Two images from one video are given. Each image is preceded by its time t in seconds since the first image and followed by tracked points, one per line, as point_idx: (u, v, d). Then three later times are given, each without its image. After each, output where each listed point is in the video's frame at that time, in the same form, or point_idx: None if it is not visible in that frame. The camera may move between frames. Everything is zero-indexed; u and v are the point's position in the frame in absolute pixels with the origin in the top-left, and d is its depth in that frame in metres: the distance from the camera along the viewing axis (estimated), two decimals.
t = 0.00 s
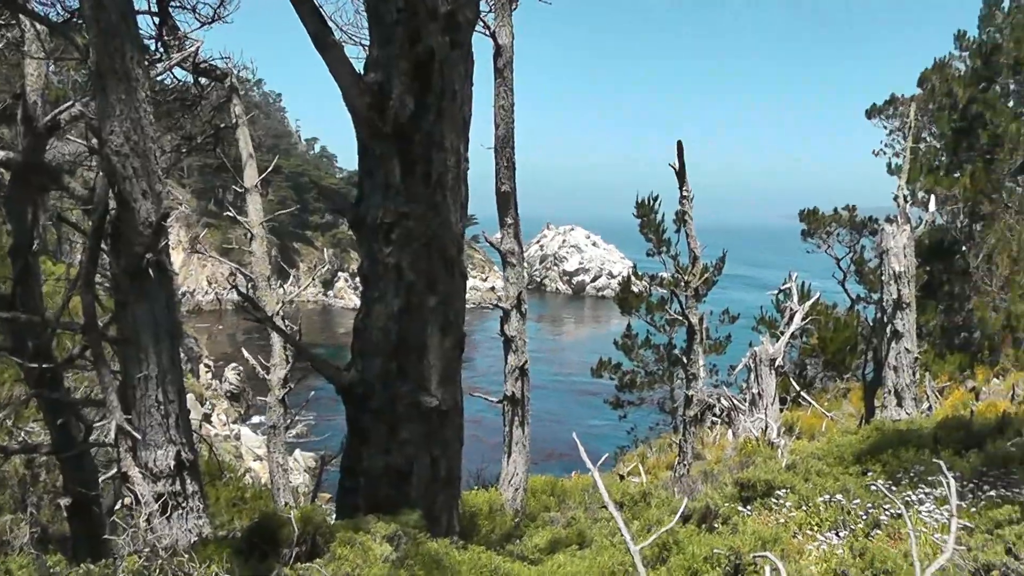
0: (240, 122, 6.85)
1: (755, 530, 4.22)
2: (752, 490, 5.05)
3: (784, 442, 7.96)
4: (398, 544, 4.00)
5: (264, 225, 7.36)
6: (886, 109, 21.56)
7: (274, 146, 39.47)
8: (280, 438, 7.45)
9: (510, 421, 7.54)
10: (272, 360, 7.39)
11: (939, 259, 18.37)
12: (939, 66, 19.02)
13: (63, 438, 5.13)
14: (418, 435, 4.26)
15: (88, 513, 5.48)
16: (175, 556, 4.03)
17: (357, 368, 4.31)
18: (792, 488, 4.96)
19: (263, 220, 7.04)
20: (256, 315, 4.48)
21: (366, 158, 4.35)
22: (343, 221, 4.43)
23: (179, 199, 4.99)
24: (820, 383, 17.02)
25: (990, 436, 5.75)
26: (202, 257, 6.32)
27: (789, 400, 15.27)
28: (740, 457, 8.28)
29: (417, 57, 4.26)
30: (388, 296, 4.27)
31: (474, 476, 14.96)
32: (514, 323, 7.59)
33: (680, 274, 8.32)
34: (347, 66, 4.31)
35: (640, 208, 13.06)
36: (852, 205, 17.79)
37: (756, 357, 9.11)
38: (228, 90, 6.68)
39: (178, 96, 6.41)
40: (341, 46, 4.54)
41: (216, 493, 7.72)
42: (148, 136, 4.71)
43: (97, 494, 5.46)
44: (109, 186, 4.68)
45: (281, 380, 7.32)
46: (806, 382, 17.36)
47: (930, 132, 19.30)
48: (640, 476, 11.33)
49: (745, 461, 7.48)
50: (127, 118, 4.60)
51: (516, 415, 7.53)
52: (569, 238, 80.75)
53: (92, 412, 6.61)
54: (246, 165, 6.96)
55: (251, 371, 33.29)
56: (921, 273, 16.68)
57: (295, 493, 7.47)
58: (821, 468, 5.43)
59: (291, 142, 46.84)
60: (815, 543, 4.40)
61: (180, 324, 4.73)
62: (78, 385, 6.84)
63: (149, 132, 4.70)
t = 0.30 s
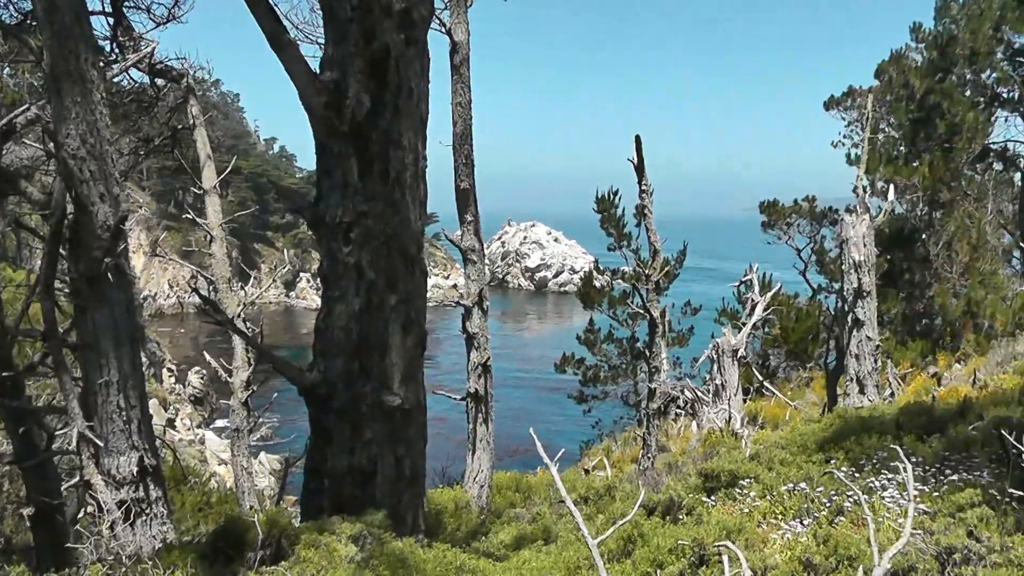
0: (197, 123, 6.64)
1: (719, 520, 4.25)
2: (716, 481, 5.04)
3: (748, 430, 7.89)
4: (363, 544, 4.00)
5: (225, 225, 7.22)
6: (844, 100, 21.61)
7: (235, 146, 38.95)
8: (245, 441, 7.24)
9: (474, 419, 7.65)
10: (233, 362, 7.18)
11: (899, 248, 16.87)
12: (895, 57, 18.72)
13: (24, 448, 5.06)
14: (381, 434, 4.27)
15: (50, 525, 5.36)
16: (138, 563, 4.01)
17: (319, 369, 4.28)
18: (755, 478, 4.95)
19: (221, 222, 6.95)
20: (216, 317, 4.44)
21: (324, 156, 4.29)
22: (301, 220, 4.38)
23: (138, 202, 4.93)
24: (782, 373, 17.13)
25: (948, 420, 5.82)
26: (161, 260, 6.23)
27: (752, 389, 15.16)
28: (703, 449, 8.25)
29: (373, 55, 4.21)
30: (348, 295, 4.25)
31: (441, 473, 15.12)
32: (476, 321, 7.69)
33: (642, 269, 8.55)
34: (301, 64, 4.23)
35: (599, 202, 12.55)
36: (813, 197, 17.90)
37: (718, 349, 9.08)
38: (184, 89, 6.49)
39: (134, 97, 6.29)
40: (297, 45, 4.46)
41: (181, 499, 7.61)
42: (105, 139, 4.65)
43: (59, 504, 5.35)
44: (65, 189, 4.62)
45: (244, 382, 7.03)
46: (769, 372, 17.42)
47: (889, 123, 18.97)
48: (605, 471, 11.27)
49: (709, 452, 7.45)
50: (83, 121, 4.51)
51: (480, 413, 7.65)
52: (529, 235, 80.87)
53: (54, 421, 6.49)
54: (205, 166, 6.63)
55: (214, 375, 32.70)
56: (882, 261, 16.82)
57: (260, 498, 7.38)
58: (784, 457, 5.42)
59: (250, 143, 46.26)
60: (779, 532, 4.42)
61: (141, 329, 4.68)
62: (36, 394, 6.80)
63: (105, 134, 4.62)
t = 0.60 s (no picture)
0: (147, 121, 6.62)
1: (675, 513, 4.27)
2: (671, 475, 5.09)
3: (704, 427, 7.86)
4: (318, 545, 4.02)
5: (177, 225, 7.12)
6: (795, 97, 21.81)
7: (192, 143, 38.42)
8: (199, 443, 7.17)
9: (430, 417, 7.67)
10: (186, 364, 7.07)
11: (853, 243, 18.17)
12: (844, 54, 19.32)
13: None
14: (336, 433, 4.29)
15: None
16: (92, 571, 3.99)
17: (273, 369, 4.26)
18: (711, 471, 5.01)
19: (173, 220, 6.86)
20: (169, 318, 4.40)
21: (275, 153, 4.20)
22: (253, 217, 4.30)
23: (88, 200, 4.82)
24: (739, 367, 17.37)
25: (900, 410, 5.87)
26: (117, 259, 6.12)
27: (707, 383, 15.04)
28: (658, 442, 8.37)
29: (325, 51, 4.13)
30: (302, 295, 4.21)
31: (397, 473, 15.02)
32: (430, 318, 7.67)
33: (596, 265, 8.53)
34: (251, 59, 4.12)
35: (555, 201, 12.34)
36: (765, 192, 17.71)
37: (673, 344, 9.52)
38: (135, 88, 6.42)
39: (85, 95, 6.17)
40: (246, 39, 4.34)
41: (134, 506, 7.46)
42: (55, 137, 4.52)
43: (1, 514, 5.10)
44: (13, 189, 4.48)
45: (198, 384, 6.94)
46: (724, 367, 17.63)
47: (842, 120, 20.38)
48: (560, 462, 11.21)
49: (664, 446, 7.54)
50: (33, 119, 4.36)
51: (435, 411, 7.67)
52: (488, 230, 81.45)
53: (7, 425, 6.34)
54: (155, 164, 6.61)
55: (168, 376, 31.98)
56: (835, 256, 16.99)
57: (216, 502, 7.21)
58: (738, 449, 5.49)
59: (204, 141, 45.75)
60: (735, 525, 4.46)
61: (93, 331, 4.64)
62: None
63: (56, 132, 4.51)
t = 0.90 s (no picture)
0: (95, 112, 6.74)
1: (622, 508, 4.28)
2: (619, 469, 5.16)
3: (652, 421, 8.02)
4: (266, 544, 4.02)
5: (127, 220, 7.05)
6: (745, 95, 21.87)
7: (142, 137, 37.72)
8: (148, 443, 7.08)
9: (379, 414, 7.70)
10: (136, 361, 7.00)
11: (802, 240, 18.70)
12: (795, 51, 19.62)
13: None
14: (286, 432, 4.29)
15: None
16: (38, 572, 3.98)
17: (221, 367, 4.23)
18: (659, 465, 5.09)
19: (123, 216, 6.79)
20: (117, 315, 4.36)
21: (223, 148, 4.14)
22: (201, 212, 4.25)
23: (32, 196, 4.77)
24: (687, 363, 17.64)
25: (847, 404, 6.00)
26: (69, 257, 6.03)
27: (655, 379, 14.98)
28: (608, 437, 8.48)
29: (273, 45, 4.06)
30: (250, 291, 4.18)
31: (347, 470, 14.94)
32: (380, 315, 7.60)
33: (546, 260, 8.51)
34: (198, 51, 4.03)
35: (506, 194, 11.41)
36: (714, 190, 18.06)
37: (623, 340, 9.46)
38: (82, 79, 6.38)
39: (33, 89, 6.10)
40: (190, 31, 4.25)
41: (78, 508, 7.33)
42: None
43: None
44: None
45: (148, 381, 6.87)
46: (674, 363, 17.81)
47: (790, 118, 20.87)
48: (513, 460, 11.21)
49: (613, 442, 7.60)
50: None
51: (385, 408, 7.69)
52: (437, 227, 81.44)
53: None
54: (104, 158, 6.57)
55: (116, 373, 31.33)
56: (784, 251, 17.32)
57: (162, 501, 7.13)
58: (687, 444, 5.54)
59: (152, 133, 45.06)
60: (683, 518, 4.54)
61: (40, 328, 4.61)
62: None
63: None
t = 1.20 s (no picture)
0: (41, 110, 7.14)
1: (573, 504, 4.35)
2: (570, 465, 5.30)
3: (603, 417, 8.19)
4: (216, 546, 3.98)
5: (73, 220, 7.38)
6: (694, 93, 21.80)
7: (90, 136, 36.93)
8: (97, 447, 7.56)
9: (330, 412, 7.71)
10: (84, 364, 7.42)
11: (751, 235, 19.01)
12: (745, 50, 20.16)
13: None
14: (235, 432, 4.27)
15: None
16: None
17: (170, 367, 4.20)
18: (609, 459, 5.26)
19: (69, 216, 7.14)
20: (64, 317, 4.30)
21: (169, 146, 4.12)
22: (147, 211, 4.22)
23: None
24: (639, 357, 17.88)
25: (798, 398, 6.49)
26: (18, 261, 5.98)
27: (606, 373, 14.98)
28: (560, 433, 8.61)
29: (219, 40, 4.07)
30: (198, 290, 4.16)
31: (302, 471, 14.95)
32: (329, 313, 7.63)
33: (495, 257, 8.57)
34: (142, 47, 4.01)
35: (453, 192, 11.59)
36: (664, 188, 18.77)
37: (574, 335, 9.50)
38: (27, 75, 6.60)
39: None
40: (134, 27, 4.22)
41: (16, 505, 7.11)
42: None
43: None
44: None
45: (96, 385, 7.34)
46: (624, 358, 18.07)
47: (740, 115, 21.39)
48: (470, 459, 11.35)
49: (564, 438, 7.72)
50: None
51: (335, 406, 7.71)
52: (387, 225, 81.89)
53: None
54: (51, 156, 6.96)
55: (65, 376, 30.72)
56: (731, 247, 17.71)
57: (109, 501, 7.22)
58: (635, 439, 5.73)
59: (101, 130, 44.36)
60: (632, 511, 4.59)
61: None
62: None
63: None
